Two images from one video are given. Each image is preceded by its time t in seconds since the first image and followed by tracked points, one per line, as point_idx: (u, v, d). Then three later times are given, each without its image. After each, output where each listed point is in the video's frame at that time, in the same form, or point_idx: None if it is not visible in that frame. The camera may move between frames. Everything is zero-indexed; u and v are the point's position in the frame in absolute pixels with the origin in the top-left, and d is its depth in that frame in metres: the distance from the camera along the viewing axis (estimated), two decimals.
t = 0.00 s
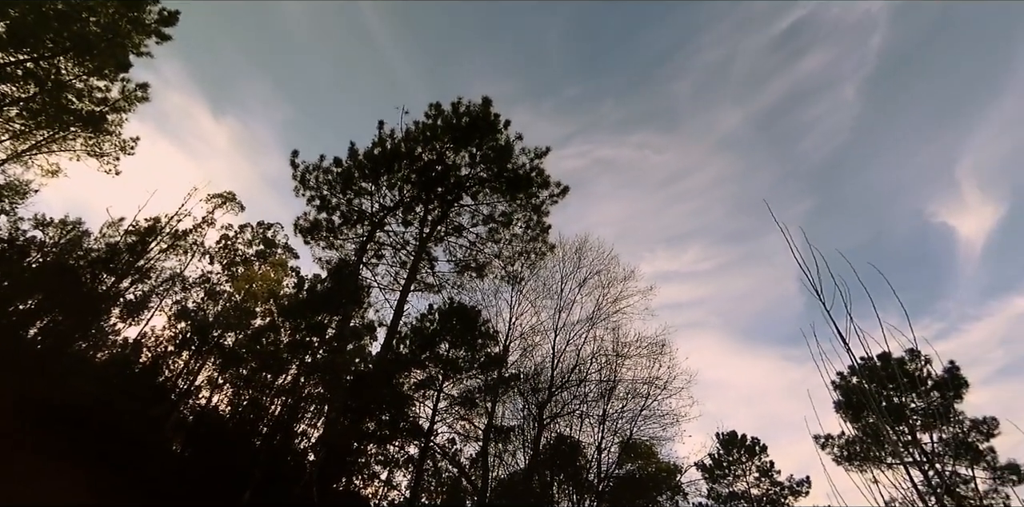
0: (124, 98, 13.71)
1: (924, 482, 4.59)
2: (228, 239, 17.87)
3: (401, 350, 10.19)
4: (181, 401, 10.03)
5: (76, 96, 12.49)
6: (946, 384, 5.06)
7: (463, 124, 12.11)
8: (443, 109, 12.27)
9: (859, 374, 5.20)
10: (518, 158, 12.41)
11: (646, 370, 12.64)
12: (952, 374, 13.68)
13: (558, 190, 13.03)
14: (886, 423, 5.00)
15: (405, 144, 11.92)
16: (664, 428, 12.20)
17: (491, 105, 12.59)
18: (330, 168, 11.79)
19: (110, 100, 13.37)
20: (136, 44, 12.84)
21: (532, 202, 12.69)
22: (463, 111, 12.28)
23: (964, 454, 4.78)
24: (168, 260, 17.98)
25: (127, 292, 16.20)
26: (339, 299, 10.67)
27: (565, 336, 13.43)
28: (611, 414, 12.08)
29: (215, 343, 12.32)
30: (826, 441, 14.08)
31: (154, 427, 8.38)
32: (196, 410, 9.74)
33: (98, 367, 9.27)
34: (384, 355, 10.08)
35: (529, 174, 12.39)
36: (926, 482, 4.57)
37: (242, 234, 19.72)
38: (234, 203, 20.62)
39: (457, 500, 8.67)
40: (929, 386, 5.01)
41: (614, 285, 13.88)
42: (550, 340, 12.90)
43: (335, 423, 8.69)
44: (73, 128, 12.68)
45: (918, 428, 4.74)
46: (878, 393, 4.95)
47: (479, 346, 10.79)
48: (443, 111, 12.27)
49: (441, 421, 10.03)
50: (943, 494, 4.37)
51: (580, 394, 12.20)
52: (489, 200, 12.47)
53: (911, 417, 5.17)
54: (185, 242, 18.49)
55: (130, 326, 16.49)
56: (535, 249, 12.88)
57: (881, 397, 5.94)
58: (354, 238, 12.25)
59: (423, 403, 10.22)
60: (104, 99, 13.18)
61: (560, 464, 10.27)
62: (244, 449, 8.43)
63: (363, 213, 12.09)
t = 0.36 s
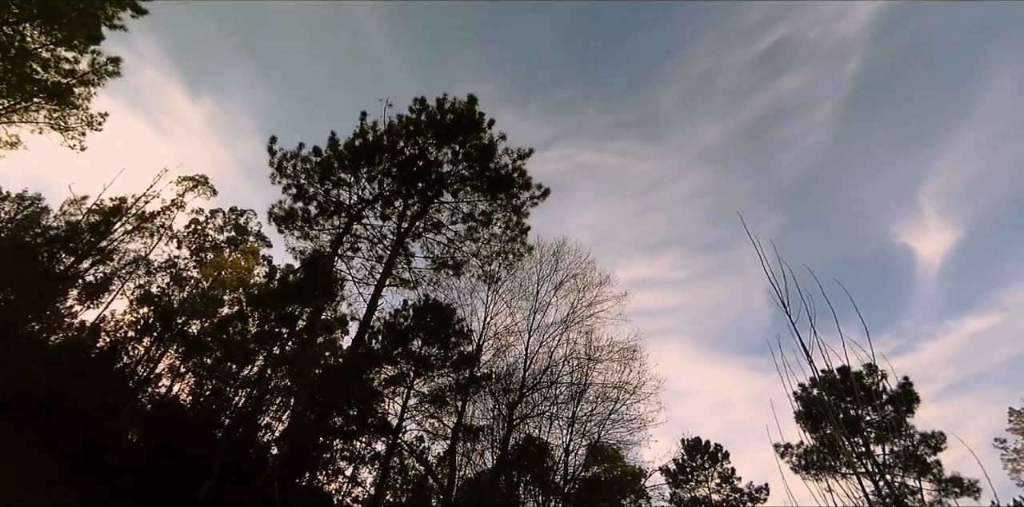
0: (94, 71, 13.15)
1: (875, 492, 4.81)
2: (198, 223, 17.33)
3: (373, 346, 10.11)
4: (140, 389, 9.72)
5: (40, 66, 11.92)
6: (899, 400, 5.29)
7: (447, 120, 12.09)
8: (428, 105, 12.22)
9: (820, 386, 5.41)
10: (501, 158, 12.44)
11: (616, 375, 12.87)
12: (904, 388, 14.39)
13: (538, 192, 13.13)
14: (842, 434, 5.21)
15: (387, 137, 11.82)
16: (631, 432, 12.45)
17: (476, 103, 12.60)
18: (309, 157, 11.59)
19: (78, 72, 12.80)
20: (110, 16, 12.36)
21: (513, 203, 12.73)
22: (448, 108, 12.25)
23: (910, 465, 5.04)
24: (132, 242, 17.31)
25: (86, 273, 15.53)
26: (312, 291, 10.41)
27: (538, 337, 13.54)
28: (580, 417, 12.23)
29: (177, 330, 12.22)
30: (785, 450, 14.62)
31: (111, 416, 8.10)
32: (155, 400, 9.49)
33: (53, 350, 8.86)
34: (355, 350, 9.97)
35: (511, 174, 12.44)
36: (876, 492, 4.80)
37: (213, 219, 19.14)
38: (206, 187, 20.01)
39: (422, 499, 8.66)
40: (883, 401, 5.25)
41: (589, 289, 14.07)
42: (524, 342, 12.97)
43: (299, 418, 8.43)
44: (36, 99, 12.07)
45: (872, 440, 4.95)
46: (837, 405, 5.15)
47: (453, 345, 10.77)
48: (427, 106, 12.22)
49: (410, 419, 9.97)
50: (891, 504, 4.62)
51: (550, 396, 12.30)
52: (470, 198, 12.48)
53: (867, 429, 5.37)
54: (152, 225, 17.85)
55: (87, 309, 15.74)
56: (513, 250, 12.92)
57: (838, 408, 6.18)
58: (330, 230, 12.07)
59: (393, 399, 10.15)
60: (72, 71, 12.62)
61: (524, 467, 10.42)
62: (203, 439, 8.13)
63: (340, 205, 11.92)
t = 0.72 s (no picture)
0: (70, 46, 12.69)
1: (841, 496, 5.00)
2: (175, 208, 16.90)
3: (352, 339, 10.01)
4: (109, 375, 9.61)
5: (12, 38, 11.44)
6: (866, 406, 5.45)
7: (436, 114, 12.02)
8: (416, 98, 12.14)
9: (791, 391, 5.63)
10: (488, 155, 12.43)
11: (595, 374, 13.02)
12: (871, 395, 14.87)
13: (524, 190, 13.16)
14: (811, 438, 5.42)
15: (374, 129, 11.71)
16: (608, 431, 12.61)
17: (466, 99, 12.55)
18: (293, 145, 11.41)
19: (52, 46, 12.33)
20: None
21: (498, 200, 12.72)
22: (437, 102, 12.19)
23: (878, 471, 5.18)
24: (105, 224, 16.79)
25: (55, 255, 15.03)
26: (290, 281, 9.93)
27: (519, 335, 13.61)
28: (558, 415, 12.33)
29: (150, 317, 12.02)
30: (755, 452, 14.99)
31: (77, 402, 7.94)
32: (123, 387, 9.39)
33: (18, 332, 8.65)
34: (333, 342, 9.86)
35: (498, 171, 12.44)
36: (842, 495, 4.98)
37: (191, 204, 18.68)
38: (185, 171, 19.51)
39: (397, 494, 8.63)
40: (851, 407, 5.40)
41: (571, 289, 14.20)
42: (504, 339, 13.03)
43: (274, 409, 8.30)
44: (6, 72, 11.60)
45: (839, 445, 5.10)
46: (804, 409, 5.40)
47: (433, 340, 10.74)
48: (415, 99, 12.14)
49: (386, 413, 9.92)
50: None
51: (528, 394, 12.36)
52: (455, 194, 12.45)
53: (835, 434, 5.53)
54: (126, 207, 17.33)
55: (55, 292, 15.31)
56: (497, 247, 12.92)
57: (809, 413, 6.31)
58: (312, 220, 11.92)
59: (371, 393, 10.13)
60: (46, 45, 12.15)
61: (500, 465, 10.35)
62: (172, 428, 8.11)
63: (324, 195, 11.77)
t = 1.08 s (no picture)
0: (37, 14, 12.10)
1: (800, 497, 5.21)
2: (143, 188, 16.28)
3: (325, 330, 9.86)
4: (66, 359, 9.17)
5: None
6: (828, 411, 5.64)
7: (420, 107, 11.93)
8: (401, 89, 12.02)
9: (758, 395, 5.81)
10: (472, 151, 12.40)
11: (568, 374, 13.18)
12: (832, 401, 15.48)
13: (506, 188, 13.18)
14: (776, 442, 5.57)
15: (357, 118, 11.54)
16: (578, 430, 12.79)
17: (451, 93, 12.49)
18: (272, 130, 11.16)
19: (18, 13, 11.75)
20: None
21: (480, 196, 12.71)
22: (422, 94, 12.09)
23: (836, 475, 5.39)
24: (68, 202, 16.07)
25: (12, 232, 14.31)
26: (264, 269, 9.74)
27: (495, 332, 13.66)
28: (530, 413, 12.44)
29: (113, 301, 11.50)
30: (721, 453, 15.41)
31: (30, 388, 7.59)
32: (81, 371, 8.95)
33: None
34: (306, 333, 9.70)
35: (480, 168, 12.42)
36: (802, 497, 5.19)
37: (161, 186, 18.04)
38: (157, 151, 18.82)
39: (365, 489, 8.54)
40: (814, 411, 5.60)
41: (549, 288, 14.32)
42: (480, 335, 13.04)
43: (243, 399, 8.10)
44: None
45: (801, 448, 5.29)
46: (770, 413, 5.57)
47: (408, 334, 10.68)
48: (400, 90, 12.01)
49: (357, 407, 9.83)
50: None
51: (501, 391, 12.39)
52: (436, 188, 12.40)
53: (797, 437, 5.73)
54: (92, 186, 16.63)
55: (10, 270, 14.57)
56: (477, 244, 12.91)
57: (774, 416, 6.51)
58: (288, 207, 11.68)
59: (342, 386, 10.04)
60: (11, 11, 11.56)
61: (469, 459, 10.44)
62: (133, 417, 7.78)
63: (302, 183, 11.55)
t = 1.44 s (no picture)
0: None
1: (766, 497, 5.39)
2: (114, 170, 15.70)
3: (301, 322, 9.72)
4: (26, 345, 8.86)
5: None
6: (796, 415, 5.80)
7: (406, 99, 11.84)
8: (387, 80, 11.90)
9: (730, 397, 6.01)
10: (457, 146, 12.35)
11: (545, 372, 13.29)
12: (799, 405, 15.99)
13: (490, 184, 13.17)
14: (744, 443, 5.74)
15: (341, 107, 11.39)
16: (553, 428, 12.91)
17: (438, 87, 12.42)
18: (252, 117, 10.93)
19: None
20: None
21: (464, 192, 12.67)
22: (409, 87, 11.99)
23: (800, 476, 5.56)
24: (33, 181, 15.42)
25: None
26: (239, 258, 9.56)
27: (474, 328, 13.67)
28: (506, 409, 12.50)
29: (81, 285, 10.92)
30: (692, 453, 15.75)
31: None
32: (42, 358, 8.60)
33: None
34: (282, 324, 9.55)
35: (465, 163, 12.39)
36: (767, 497, 5.37)
37: (134, 168, 17.43)
38: (130, 132, 18.18)
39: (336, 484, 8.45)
40: (782, 415, 5.78)
41: (529, 286, 14.39)
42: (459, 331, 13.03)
43: (213, 390, 7.95)
44: None
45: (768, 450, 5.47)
46: (741, 415, 5.74)
47: (386, 328, 10.61)
48: (386, 81, 11.89)
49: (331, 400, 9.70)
50: None
51: (478, 388, 12.38)
52: (420, 181, 12.33)
53: (766, 439, 5.91)
54: (59, 165, 15.99)
55: None
56: (459, 239, 12.87)
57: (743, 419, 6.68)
58: (267, 196, 11.45)
59: (317, 378, 9.93)
60: None
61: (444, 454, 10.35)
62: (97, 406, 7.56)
63: (282, 171, 11.34)
